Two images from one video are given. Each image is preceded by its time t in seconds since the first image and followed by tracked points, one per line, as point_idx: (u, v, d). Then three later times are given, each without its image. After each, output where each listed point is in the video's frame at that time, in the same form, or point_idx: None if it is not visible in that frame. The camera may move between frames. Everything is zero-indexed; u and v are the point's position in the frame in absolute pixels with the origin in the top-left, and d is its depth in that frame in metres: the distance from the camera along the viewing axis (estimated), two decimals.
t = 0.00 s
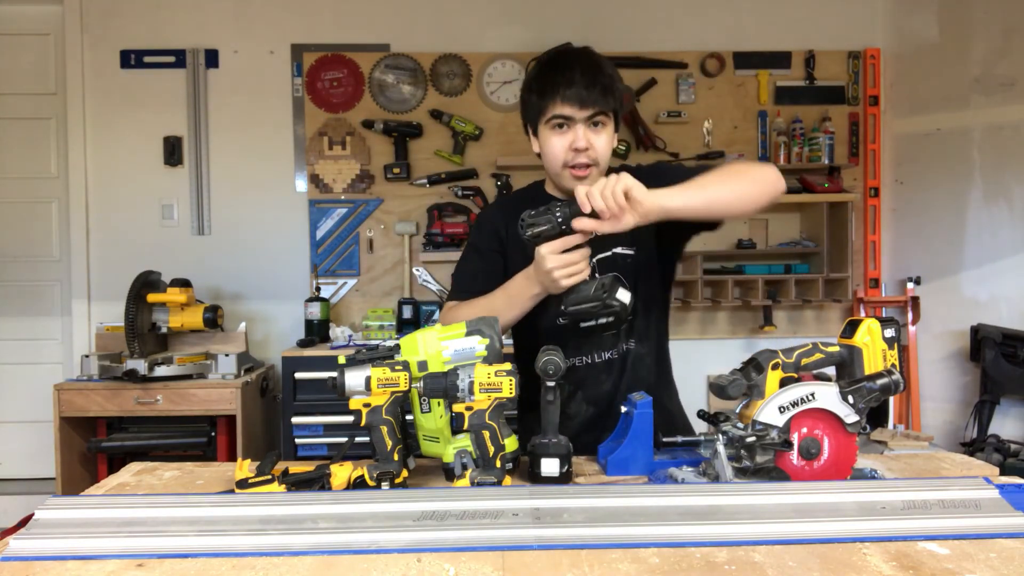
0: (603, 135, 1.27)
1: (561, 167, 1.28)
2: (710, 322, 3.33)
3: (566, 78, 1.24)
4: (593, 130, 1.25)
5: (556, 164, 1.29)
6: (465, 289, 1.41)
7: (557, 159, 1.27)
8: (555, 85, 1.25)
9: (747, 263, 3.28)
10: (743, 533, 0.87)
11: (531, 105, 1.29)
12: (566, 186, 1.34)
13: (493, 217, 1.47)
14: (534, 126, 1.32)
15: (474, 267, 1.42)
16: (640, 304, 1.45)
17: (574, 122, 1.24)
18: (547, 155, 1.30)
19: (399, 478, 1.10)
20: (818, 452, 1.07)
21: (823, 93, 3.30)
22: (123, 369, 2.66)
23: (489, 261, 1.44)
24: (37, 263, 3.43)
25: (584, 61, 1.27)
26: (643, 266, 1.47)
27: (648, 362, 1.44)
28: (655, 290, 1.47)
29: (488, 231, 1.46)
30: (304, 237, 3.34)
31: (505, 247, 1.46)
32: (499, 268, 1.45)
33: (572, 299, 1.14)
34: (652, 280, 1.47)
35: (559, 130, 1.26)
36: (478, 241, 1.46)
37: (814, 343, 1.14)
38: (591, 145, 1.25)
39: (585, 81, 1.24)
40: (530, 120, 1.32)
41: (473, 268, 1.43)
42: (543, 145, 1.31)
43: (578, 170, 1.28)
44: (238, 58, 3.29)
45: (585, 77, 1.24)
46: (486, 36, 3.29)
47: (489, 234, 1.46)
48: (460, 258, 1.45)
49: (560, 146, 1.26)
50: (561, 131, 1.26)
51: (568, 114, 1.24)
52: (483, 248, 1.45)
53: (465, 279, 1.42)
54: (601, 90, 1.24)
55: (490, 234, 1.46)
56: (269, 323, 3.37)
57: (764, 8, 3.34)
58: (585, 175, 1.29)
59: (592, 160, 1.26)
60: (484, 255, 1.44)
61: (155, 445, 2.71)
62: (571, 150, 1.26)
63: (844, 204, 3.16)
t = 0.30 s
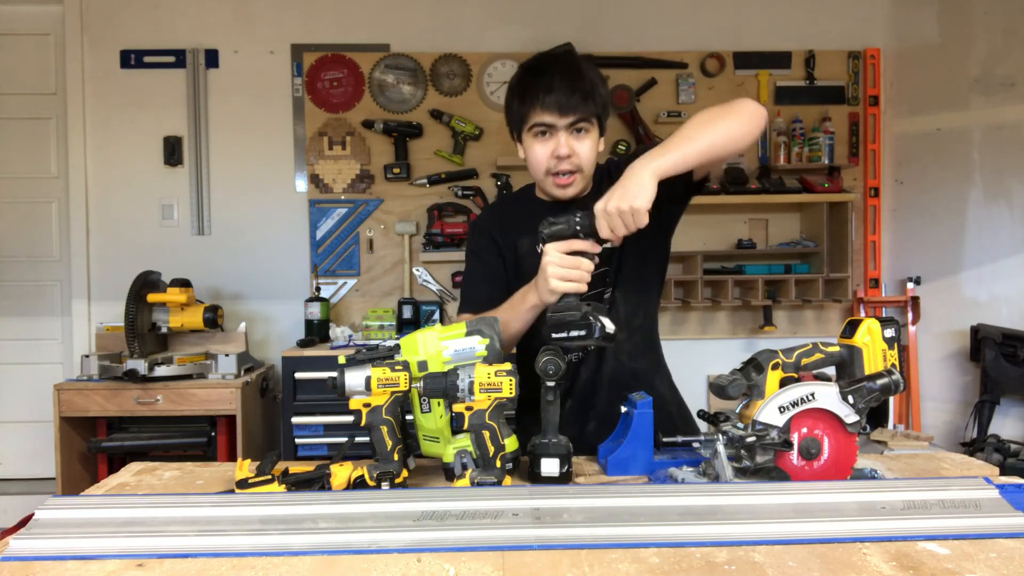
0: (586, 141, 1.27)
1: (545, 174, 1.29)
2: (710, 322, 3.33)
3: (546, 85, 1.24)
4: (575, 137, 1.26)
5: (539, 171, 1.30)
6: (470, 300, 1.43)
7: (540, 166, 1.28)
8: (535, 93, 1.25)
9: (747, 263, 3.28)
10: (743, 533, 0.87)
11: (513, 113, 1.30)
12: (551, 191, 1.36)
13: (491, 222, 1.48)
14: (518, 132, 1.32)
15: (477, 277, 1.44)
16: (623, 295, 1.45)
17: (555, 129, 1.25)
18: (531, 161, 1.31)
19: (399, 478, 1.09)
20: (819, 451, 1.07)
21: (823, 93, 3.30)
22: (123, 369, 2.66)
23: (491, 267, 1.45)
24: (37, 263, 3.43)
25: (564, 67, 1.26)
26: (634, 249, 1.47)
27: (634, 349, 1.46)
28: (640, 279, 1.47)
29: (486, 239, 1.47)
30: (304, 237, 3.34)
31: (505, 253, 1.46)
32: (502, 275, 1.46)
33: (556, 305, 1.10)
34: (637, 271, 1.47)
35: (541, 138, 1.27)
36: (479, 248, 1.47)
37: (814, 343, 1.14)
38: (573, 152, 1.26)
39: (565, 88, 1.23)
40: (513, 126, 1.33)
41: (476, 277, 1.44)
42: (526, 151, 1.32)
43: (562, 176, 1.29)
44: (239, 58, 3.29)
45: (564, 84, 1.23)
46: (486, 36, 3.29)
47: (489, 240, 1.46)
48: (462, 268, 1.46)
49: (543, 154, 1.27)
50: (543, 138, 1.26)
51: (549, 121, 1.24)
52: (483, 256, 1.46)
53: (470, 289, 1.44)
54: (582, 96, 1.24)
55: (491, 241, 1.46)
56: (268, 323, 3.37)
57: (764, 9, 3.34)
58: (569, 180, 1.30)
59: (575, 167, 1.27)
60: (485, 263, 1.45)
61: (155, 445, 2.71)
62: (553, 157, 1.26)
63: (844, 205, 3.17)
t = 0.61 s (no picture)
0: (588, 131, 1.27)
1: (546, 164, 1.29)
2: (710, 322, 3.33)
3: (548, 75, 1.24)
4: (577, 126, 1.26)
5: (541, 162, 1.30)
6: (474, 303, 1.42)
7: (541, 157, 1.29)
8: (538, 83, 1.25)
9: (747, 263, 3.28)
10: (743, 533, 0.87)
11: (515, 104, 1.30)
12: (552, 183, 1.36)
13: (490, 224, 1.47)
14: (519, 124, 1.32)
15: (480, 279, 1.44)
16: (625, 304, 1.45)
17: (557, 119, 1.25)
18: (532, 152, 1.31)
19: (399, 478, 1.09)
20: (818, 452, 1.07)
21: (823, 94, 3.30)
22: (123, 369, 2.66)
23: (493, 269, 1.44)
24: (37, 263, 3.43)
25: (567, 58, 1.27)
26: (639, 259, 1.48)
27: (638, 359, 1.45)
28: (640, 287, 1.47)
29: (486, 241, 1.46)
30: (304, 237, 3.34)
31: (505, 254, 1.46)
32: (504, 276, 1.45)
33: (576, 304, 1.11)
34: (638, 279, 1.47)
35: (542, 128, 1.27)
36: (480, 249, 1.46)
37: (815, 343, 1.14)
38: (575, 141, 1.26)
39: (568, 78, 1.24)
40: (515, 118, 1.33)
41: (479, 279, 1.43)
42: (528, 143, 1.32)
43: (563, 167, 1.29)
44: (239, 58, 3.29)
45: (567, 74, 1.24)
46: (486, 36, 3.29)
47: (490, 242, 1.46)
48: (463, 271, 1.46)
49: (544, 143, 1.27)
50: (545, 128, 1.27)
51: (551, 111, 1.25)
52: (484, 259, 1.45)
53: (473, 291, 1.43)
54: (585, 85, 1.24)
55: (492, 242, 1.46)
56: (269, 323, 3.37)
57: (764, 9, 3.33)
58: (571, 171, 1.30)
59: (576, 157, 1.27)
60: (487, 264, 1.45)
61: (155, 445, 2.71)
62: (555, 147, 1.27)
63: (844, 204, 3.17)
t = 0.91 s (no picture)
0: (611, 141, 1.27)
1: (567, 173, 1.29)
2: (710, 322, 3.33)
3: (575, 84, 1.24)
4: (600, 137, 1.26)
5: (561, 169, 1.30)
6: (473, 296, 1.43)
7: (563, 164, 1.29)
8: (564, 92, 1.24)
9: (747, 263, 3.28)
10: (743, 533, 0.87)
11: (539, 110, 1.29)
12: (570, 190, 1.36)
13: (499, 219, 1.47)
14: (541, 130, 1.32)
15: (485, 274, 1.44)
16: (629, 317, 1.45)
17: (581, 129, 1.25)
18: (553, 159, 1.31)
19: (399, 478, 1.09)
20: (818, 452, 1.07)
21: (823, 94, 3.30)
22: (123, 369, 2.66)
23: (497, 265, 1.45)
24: (38, 263, 3.43)
25: (593, 67, 1.26)
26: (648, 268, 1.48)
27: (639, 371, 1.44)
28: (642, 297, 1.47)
29: (493, 235, 1.46)
30: (304, 237, 3.34)
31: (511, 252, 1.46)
32: (508, 273, 1.45)
33: (570, 313, 1.11)
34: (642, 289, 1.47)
35: (565, 136, 1.27)
36: (486, 244, 1.46)
37: (815, 343, 1.14)
38: (598, 152, 1.26)
39: (594, 88, 1.23)
40: (537, 123, 1.33)
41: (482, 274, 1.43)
42: (549, 149, 1.31)
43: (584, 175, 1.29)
44: (239, 58, 3.29)
45: (594, 84, 1.23)
46: (486, 36, 3.29)
47: (497, 237, 1.46)
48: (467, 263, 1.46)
49: (566, 151, 1.27)
50: (568, 137, 1.27)
51: (576, 121, 1.24)
52: (490, 254, 1.45)
53: (474, 285, 1.43)
54: (610, 96, 1.24)
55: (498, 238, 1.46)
56: (269, 323, 3.37)
57: (764, 8, 3.33)
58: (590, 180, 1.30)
59: (598, 167, 1.28)
60: (491, 260, 1.45)
61: (155, 445, 2.71)
62: (577, 156, 1.27)
63: (844, 204, 3.17)
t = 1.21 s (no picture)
0: (634, 143, 1.26)
1: (591, 175, 1.28)
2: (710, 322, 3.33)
3: (598, 86, 1.23)
4: (624, 139, 1.25)
5: (585, 172, 1.29)
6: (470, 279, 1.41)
7: (586, 167, 1.27)
8: (587, 93, 1.24)
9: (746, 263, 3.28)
10: (743, 533, 0.87)
11: (562, 112, 1.29)
12: (592, 193, 1.35)
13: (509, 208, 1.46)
14: (564, 133, 1.31)
15: (487, 262, 1.42)
16: (638, 331, 1.45)
17: (605, 130, 1.24)
18: (576, 162, 1.30)
19: (399, 478, 1.09)
20: (818, 452, 1.07)
21: (823, 94, 3.31)
22: (123, 369, 2.66)
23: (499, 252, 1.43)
24: (38, 263, 3.43)
25: (616, 69, 1.26)
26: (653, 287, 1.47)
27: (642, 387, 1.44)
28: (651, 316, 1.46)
29: (500, 223, 1.45)
30: (304, 237, 3.34)
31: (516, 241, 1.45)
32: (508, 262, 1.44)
33: (562, 304, 1.12)
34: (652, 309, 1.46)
35: (589, 138, 1.26)
36: (491, 230, 1.45)
37: (815, 343, 1.14)
38: (621, 154, 1.25)
39: (617, 89, 1.23)
40: (559, 126, 1.32)
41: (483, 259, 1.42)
42: (572, 152, 1.30)
43: (607, 179, 1.28)
44: (238, 58, 3.29)
45: (617, 85, 1.23)
46: (486, 36, 3.30)
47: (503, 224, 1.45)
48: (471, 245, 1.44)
49: (590, 154, 1.26)
50: (591, 139, 1.26)
51: (599, 122, 1.24)
52: (494, 241, 1.44)
53: (473, 267, 1.42)
54: (634, 98, 1.24)
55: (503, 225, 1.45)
56: (269, 323, 3.37)
57: (764, 8, 3.33)
58: (613, 183, 1.29)
59: (621, 169, 1.27)
60: (494, 247, 1.43)
61: (155, 445, 2.71)
62: (601, 158, 1.26)
63: (844, 204, 3.17)
